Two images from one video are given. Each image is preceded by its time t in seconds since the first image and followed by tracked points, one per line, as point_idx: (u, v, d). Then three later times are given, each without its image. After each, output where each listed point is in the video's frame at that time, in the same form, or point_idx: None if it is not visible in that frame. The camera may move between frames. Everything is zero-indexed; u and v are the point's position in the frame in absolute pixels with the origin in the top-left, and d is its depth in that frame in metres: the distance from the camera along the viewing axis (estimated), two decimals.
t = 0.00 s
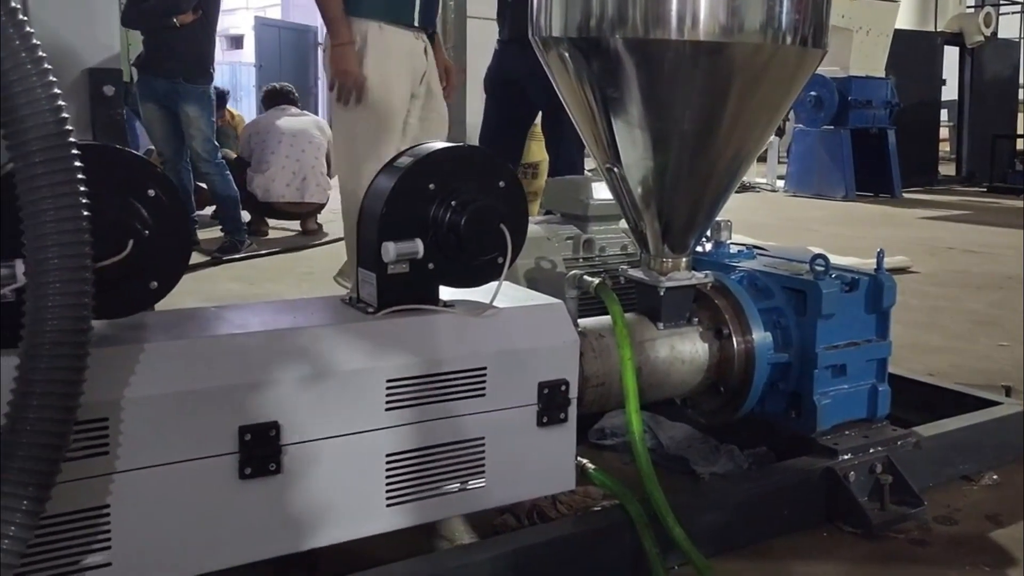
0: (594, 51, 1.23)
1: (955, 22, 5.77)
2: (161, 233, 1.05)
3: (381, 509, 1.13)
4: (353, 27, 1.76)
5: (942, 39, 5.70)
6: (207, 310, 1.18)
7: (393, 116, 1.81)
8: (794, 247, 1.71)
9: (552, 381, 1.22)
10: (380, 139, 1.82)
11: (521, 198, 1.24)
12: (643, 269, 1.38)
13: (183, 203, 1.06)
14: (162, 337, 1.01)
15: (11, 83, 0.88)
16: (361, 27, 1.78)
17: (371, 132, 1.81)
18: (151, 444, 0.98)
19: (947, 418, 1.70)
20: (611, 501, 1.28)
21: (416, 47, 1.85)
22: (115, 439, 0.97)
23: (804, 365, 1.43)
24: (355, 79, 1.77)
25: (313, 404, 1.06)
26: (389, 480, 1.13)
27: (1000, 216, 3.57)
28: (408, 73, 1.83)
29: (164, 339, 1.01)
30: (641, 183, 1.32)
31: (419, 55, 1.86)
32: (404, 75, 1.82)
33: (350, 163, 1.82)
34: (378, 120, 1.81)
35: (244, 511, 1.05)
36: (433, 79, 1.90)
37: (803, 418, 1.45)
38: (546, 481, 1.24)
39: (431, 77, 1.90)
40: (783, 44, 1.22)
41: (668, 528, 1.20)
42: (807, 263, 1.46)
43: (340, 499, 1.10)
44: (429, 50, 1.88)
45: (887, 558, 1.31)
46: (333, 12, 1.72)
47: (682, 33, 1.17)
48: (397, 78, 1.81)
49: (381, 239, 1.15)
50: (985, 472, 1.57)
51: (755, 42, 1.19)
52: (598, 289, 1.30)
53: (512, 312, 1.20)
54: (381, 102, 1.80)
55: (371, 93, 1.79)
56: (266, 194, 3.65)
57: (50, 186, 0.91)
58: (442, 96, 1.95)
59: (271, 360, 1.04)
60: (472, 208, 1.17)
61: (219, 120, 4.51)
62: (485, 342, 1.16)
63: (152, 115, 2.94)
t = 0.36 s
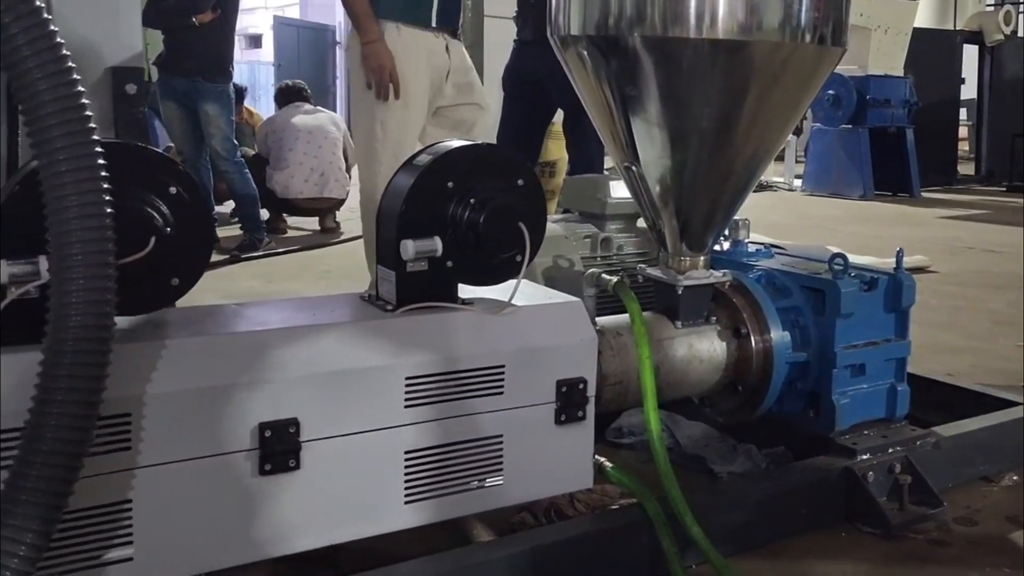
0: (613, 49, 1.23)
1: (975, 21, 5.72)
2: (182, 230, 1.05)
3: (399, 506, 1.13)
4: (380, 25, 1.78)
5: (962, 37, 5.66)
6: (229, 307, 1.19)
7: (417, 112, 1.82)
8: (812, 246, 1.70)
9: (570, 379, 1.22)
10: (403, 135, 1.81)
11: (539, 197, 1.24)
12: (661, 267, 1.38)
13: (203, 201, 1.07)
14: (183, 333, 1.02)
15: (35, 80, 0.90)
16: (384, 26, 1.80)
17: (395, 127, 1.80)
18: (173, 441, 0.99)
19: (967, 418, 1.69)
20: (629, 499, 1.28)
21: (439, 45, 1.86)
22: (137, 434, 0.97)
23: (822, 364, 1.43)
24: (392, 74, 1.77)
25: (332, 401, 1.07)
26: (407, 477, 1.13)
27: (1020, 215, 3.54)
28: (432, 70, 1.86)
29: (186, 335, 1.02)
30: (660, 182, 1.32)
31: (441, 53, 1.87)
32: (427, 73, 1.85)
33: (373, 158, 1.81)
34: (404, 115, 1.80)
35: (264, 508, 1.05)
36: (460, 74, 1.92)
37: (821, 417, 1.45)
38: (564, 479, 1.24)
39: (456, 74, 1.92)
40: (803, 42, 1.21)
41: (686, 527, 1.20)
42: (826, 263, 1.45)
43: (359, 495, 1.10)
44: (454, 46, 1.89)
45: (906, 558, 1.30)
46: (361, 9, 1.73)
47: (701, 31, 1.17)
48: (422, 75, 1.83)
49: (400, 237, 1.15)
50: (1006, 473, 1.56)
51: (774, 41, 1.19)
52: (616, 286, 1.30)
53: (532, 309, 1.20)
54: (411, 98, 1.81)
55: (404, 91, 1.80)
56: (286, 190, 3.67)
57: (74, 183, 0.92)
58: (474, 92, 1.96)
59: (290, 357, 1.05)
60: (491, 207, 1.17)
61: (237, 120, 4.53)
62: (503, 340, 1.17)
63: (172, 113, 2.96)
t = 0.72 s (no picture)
0: (638, 46, 1.23)
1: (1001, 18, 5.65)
2: (212, 226, 1.06)
3: (426, 501, 1.14)
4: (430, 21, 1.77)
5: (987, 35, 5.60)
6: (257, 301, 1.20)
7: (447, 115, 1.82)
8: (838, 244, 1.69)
9: (596, 375, 1.22)
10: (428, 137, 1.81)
11: (565, 194, 1.24)
12: (686, 264, 1.38)
13: (233, 197, 1.08)
14: (213, 328, 1.03)
15: (69, 76, 0.92)
16: (419, 28, 1.81)
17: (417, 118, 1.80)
18: (205, 433, 1.00)
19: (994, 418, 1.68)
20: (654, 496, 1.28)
21: (479, 50, 1.84)
22: (168, 427, 0.98)
23: (847, 363, 1.42)
24: (408, 79, 1.79)
25: (361, 395, 1.07)
26: (434, 472, 1.14)
27: None
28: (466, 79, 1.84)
29: (216, 329, 1.03)
30: (685, 179, 1.31)
31: (482, 57, 1.85)
32: (463, 78, 1.83)
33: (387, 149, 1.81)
34: (436, 117, 1.80)
35: (292, 501, 1.06)
36: (498, 80, 1.90)
37: (846, 416, 1.44)
38: (589, 475, 1.25)
39: (495, 79, 1.90)
40: (830, 39, 1.21)
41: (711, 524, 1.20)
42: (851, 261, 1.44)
43: (386, 490, 1.11)
44: (496, 52, 1.88)
45: (932, 558, 1.30)
46: (392, 10, 1.75)
47: (726, 28, 1.17)
48: (456, 81, 1.81)
49: (426, 233, 1.16)
50: None
51: (800, 37, 1.19)
52: (641, 283, 1.30)
53: (558, 306, 1.20)
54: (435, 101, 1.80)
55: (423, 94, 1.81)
56: (309, 190, 3.70)
57: (108, 178, 0.93)
58: (510, 98, 1.95)
59: (318, 351, 1.05)
60: (517, 203, 1.17)
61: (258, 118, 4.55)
62: (530, 336, 1.17)
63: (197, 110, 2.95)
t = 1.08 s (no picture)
0: (662, 44, 1.23)
1: None
2: (239, 223, 1.07)
3: (450, 497, 1.14)
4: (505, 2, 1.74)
5: (1014, 32, 5.53)
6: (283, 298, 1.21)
7: (542, 114, 1.93)
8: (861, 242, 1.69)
9: (619, 373, 1.22)
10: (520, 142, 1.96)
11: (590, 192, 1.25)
12: (709, 263, 1.37)
13: (261, 194, 1.08)
14: (240, 324, 1.04)
15: (100, 75, 0.93)
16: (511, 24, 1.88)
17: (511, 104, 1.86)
18: (232, 428, 1.01)
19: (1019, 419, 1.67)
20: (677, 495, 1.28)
21: (573, 45, 1.93)
22: (196, 422, 0.99)
23: (871, 362, 1.41)
24: (498, 65, 1.87)
25: (385, 391, 1.08)
26: (458, 469, 1.14)
27: None
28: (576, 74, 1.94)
29: (243, 325, 1.03)
30: (709, 178, 1.31)
31: (575, 52, 1.94)
32: (556, 76, 1.91)
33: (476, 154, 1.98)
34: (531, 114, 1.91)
35: (318, 496, 1.07)
36: (591, 74, 1.98)
37: (870, 416, 1.44)
38: (613, 473, 1.25)
39: (590, 71, 1.98)
40: (855, 37, 1.20)
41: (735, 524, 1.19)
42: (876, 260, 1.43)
43: (411, 485, 1.12)
44: (589, 46, 1.96)
45: (956, 560, 1.29)
46: None
47: (750, 27, 1.17)
48: (549, 76, 1.91)
49: (451, 231, 1.16)
50: None
51: (825, 35, 1.18)
52: (664, 281, 1.30)
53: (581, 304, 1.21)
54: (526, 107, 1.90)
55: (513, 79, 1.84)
56: (333, 187, 3.71)
57: (138, 176, 0.94)
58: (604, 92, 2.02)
59: (344, 347, 1.06)
60: (541, 201, 1.17)
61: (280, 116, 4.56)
62: (553, 334, 1.17)
63: (222, 110, 2.90)
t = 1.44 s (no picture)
0: (687, 44, 1.23)
1: None
2: (268, 221, 1.08)
3: (475, 495, 1.15)
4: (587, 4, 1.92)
5: None
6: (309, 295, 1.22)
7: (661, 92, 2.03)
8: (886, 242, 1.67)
9: (643, 372, 1.22)
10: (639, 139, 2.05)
11: (614, 192, 1.25)
12: (734, 263, 1.37)
13: (289, 193, 1.09)
14: (267, 321, 1.05)
15: (132, 76, 0.94)
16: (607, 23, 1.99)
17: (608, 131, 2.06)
18: (260, 425, 1.02)
19: None
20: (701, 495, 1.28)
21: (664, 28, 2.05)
22: (225, 418, 1.00)
23: (896, 363, 1.40)
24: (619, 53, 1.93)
25: (411, 389, 1.08)
26: (483, 467, 1.15)
27: None
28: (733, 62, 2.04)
29: (270, 323, 1.04)
30: (734, 178, 1.31)
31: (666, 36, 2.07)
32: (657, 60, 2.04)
33: (650, 155, 2.07)
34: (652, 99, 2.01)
35: (344, 493, 1.07)
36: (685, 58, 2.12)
37: (894, 417, 1.43)
38: (637, 473, 1.25)
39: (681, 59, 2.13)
40: (881, 36, 1.20)
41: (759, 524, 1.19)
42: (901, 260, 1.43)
43: (437, 484, 1.12)
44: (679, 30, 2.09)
45: (983, 564, 1.28)
46: None
47: (776, 26, 1.16)
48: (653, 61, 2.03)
49: (477, 230, 1.16)
50: None
51: (852, 35, 1.17)
52: (689, 281, 1.30)
53: (605, 304, 1.21)
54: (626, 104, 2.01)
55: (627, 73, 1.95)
56: (356, 186, 3.70)
57: (168, 175, 0.95)
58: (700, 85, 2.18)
59: (369, 345, 1.07)
60: (567, 200, 1.18)
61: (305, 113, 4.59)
62: (578, 333, 1.17)
63: (247, 109, 2.87)
